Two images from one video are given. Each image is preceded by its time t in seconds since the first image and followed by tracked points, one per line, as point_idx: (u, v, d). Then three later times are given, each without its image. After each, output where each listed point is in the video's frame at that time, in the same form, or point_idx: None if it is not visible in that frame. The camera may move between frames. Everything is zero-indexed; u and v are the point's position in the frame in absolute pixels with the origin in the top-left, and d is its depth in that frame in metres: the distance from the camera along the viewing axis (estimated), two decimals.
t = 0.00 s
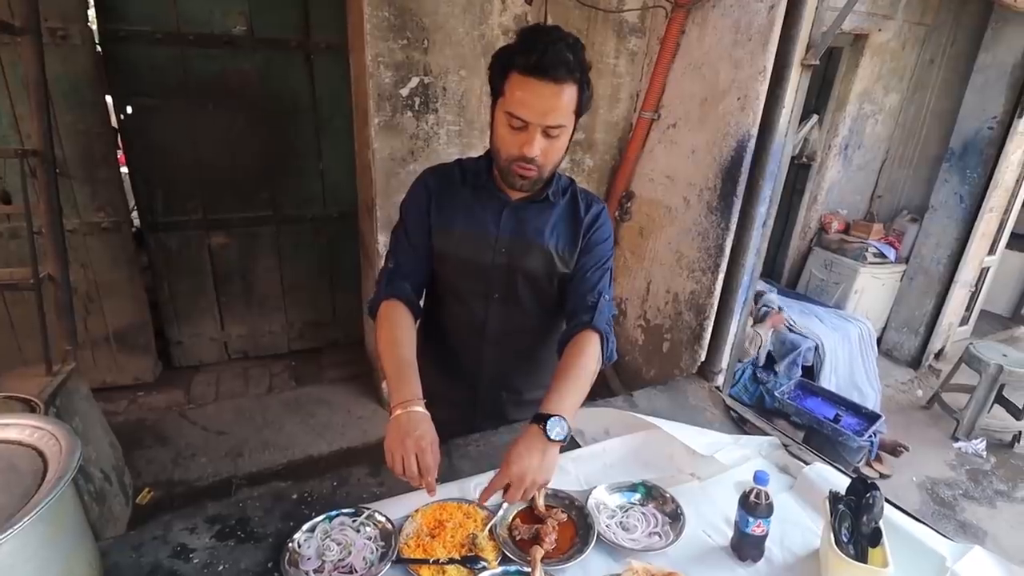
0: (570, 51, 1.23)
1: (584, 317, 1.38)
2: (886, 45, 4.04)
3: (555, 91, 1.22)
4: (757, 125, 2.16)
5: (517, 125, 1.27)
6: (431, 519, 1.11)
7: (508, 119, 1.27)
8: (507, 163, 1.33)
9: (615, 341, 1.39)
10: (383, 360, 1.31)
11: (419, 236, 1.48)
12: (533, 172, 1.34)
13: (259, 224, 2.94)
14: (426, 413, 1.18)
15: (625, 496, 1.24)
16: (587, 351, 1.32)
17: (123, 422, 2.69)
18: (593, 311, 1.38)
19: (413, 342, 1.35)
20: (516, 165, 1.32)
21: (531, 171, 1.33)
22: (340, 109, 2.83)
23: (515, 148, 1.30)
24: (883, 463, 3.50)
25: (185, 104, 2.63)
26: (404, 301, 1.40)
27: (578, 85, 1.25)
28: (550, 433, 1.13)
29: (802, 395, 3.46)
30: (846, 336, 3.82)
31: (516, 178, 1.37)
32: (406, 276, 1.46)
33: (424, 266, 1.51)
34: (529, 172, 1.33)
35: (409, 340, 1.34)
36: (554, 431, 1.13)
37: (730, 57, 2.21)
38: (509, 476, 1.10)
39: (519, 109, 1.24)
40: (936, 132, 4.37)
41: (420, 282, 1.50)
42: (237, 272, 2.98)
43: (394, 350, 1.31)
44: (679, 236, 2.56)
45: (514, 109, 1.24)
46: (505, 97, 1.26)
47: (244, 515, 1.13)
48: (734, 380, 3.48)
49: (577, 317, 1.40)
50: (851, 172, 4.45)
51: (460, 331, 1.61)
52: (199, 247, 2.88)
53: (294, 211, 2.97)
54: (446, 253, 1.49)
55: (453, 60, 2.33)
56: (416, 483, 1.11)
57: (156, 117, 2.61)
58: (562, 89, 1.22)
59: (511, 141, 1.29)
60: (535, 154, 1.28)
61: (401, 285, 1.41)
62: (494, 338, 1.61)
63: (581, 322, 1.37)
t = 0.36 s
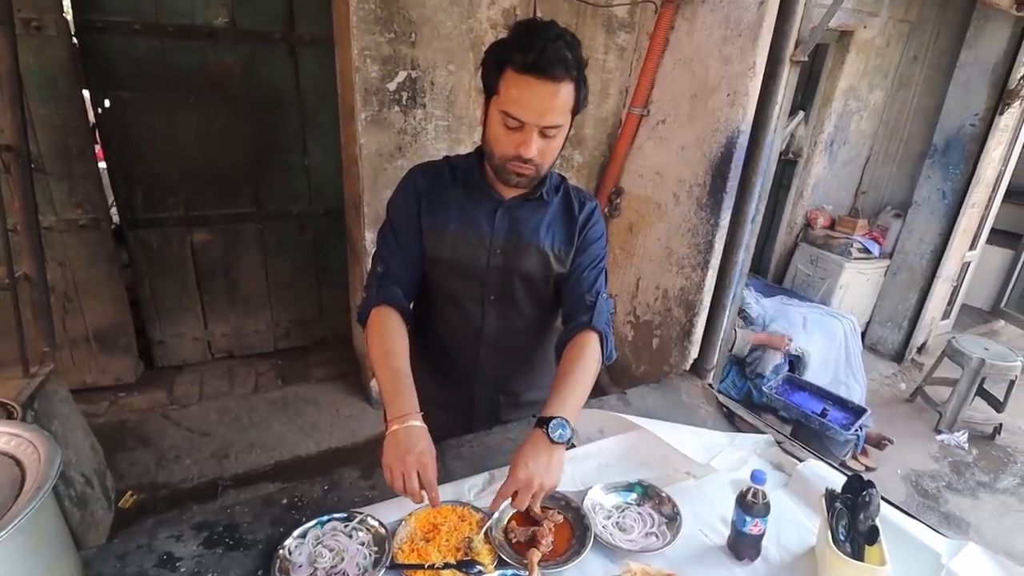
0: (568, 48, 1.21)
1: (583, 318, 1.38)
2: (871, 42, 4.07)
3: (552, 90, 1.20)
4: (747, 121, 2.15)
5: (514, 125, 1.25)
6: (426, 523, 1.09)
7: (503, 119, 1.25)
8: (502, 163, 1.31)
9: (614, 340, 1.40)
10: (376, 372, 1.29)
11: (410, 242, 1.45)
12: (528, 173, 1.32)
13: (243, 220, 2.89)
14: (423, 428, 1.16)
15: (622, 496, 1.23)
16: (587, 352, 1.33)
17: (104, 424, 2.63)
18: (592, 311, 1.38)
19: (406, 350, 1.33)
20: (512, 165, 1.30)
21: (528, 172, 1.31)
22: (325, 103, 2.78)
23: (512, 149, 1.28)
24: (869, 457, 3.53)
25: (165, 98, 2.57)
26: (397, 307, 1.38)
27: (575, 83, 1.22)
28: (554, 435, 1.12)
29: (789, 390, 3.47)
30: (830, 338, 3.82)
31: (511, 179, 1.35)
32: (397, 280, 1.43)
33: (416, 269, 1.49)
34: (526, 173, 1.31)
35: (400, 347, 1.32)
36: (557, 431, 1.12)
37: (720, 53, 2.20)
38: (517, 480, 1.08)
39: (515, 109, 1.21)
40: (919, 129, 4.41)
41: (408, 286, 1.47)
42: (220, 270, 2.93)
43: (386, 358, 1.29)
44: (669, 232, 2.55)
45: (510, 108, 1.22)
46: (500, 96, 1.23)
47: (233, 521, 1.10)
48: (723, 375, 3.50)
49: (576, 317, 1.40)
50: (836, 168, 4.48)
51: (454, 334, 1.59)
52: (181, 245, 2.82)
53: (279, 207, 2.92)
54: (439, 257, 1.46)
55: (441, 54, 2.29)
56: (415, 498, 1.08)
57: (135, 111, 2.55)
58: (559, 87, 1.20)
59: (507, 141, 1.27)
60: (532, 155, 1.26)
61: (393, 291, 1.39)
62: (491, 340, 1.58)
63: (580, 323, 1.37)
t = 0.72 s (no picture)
0: (569, 42, 1.19)
1: (573, 325, 1.38)
2: (871, 35, 4.05)
3: (550, 87, 1.18)
4: (747, 115, 2.14)
5: (510, 122, 1.23)
6: (426, 522, 1.08)
7: (500, 115, 1.23)
8: (498, 161, 1.30)
9: (603, 348, 1.40)
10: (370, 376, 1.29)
11: (400, 239, 1.44)
12: (526, 171, 1.31)
13: (239, 217, 2.87)
14: (415, 427, 1.15)
15: (624, 494, 1.22)
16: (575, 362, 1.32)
17: (102, 422, 2.61)
18: (581, 320, 1.38)
19: (398, 352, 1.32)
20: (509, 163, 1.28)
21: (525, 170, 1.29)
22: (322, 98, 2.76)
23: (509, 146, 1.26)
24: (868, 452, 3.53)
25: (159, 94, 2.55)
26: (388, 307, 1.38)
27: (575, 80, 1.21)
28: (535, 453, 1.08)
29: (790, 385, 3.45)
30: (827, 335, 3.80)
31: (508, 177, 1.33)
32: (387, 279, 1.43)
33: (408, 268, 1.48)
34: (523, 171, 1.30)
35: (392, 348, 1.32)
36: (538, 450, 1.09)
37: (720, 46, 2.18)
38: (504, 494, 1.05)
39: (512, 104, 1.20)
40: (919, 123, 4.39)
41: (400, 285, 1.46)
42: (217, 266, 2.91)
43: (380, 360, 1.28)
44: (669, 227, 2.53)
45: (507, 104, 1.21)
46: (497, 92, 1.22)
47: (232, 520, 1.09)
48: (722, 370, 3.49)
49: (567, 323, 1.40)
50: (835, 162, 4.47)
51: (445, 334, 1.58)
52: (178, 241, 2.80)
53: (276, 203, 2.90)
54: (431, 255, 1.45)
55: (439, 48, 2.27)
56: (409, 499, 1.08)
57: (129, 106, 2.52)
58: (559, 83, 1.19)
59: (504, 138, 1.26)
60: (529, 153, 1.25)
61: (384, 290, 1.39)
62: (484, 342, 1.58)
63: (568, 331, 1.37)
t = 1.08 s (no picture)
0: (571, 28, 1.18)
1: (579, 324, 1.37)
2: (886, 27, 4.00)
3: (552, 73, 1.17)
4: (759, 108, 2.12)
5: (512, 110, 1.23)
6: (434, 514, 1.08)
7: (501, 103, 1.23)
8: (501, 152, 1.29)
9: (608, 348, 1.40)
10: (374, 370, 1.30)
11: (402, 232, 1.44)
12: (530, 161, 1.29)
13: (248, 210, 2.88)
14: (420, 417, 1.17)
15: (632, 488, 1.22)
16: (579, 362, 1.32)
17: (115, 411, 2.64)
18: (587, 320, 1.37)
19: (403, 346, 1.34)
20: (511, 153, 1.27)
21: (528, 161, 1.28)
22: (331, 91, 2.76)
23: (511, 136, 1.25)
24: (878, 449, 3.51)
25: (169, 86, 2.56)
26: (393, 302, 1.39)
27: (578, 65, 1.20)
28: (532, 448, 1.10)
29: (799, 381, 3.41)
30: (837, 331, 3.78)
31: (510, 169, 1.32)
32: (389, 275, 1.44)
33: (411, 263, 1.49)
34: (526, 162, 1.29)
35: (398, 342, 1.34)
36: (536, 444, 1.10)
37: (732, 38, 2.16)
38: (505, 487, 1.05)
39: (514, 91, 1.19)
40: (934, 117, 4.33)
41: (403, 280, 1.47)
42: (227, 258, 2.93)
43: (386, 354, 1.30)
44: (678, 221, 2.52)
45: (508, 91, 1.20)
46: (498, 80, 1.21)
47: (242, 509, 1.10)
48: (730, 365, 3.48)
49: (574, 321, 1.39)
50: (848, 156, 4.43)
51: (448, 329, 1.58)
52: (189, 232, 2.82)
53: (285, 196, 2.91)
54: (434, 251, 1.45)
55: (449, 40, 2.26)
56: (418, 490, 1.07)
57: (140, 99, 2.54)
58: (562, 69, 1.18)
59: (506, 127, 1.25)
60: (532, 141, 1.24)
61: (387, 284, 1.41)
62: (486, 339, 1.58)
63: (575, 331, 1.36)
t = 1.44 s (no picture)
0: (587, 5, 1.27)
1: (600, 309, 1.42)
2: (910, 17, 3.93)
3: (573, 39, 1.24)
4: (776, 99, 2.10)
5: (535, 79, 1.27)
6: (447, 497, 1.10)
7: (523, 73, 1.27)
8: (523, 123, 1.30)
9: (629, 333, 1.44)
10: (401, 360, 1.34)
11: (424, 222, 1.46)
12: (552, 132, 1.30)
13: (268, 200, 2.93)
14: (455, 408, 1.20)
15: (642, 477, 1.23)
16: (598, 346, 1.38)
17: (138, 397, 2.71)
18: (609, 305, 1.42)
19: (427, 339, 1.38)
20: (534, 122, 1.29)
21: (550, 130, 1.29)
22: (349, 83, 2.79)
23: (533, 104, 1.28)
24: (895, 445, 3.47)
25: (192, 78, 2.60)
26: (416, 293, 1.43)
27: (595, 36, 1.27)
28: (548, 411, 1.19)
29: (815, 375, 3.40)
30: (855, 326, 3.74)
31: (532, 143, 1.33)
32: (414, 266, 1.47)
33: (434, 255, 1.51)
34: (548, 131, 1.30)
35: (423, 334, 1.37)
36: (551, 408, 1.20)
37: (750, 28, 2.14)
38: (517, 436, 1.15)
39: (536, 60, 1.24)
40: (958, 108, 4.25)
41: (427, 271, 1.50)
42: (246, 249, 2.98)
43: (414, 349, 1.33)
44: (694, 213, 2.51)
45: (531, 60, 1.25)
46: (519, 51, 1.27)
47: (260, 490, 1.13)
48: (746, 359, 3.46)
49: (594, 307, 1.45)
50: (869, 148, 4.36)
51: (471, 321, 1.58)
52: (210, 223, 2.87)
53: (304, 186, 2.95)
54: (456, 244, 1.47)
55: (464, 32, 2.27)
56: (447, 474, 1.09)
57: (163, 91, 2.58)
58: (581, 38, 1.24)
59: (528, 96, 1.28)
60: (555, 106, 1.26)
61: (412, 277, 1.44)
62: (508, 329, 1.59)
63: (596, 315, 1.42)
